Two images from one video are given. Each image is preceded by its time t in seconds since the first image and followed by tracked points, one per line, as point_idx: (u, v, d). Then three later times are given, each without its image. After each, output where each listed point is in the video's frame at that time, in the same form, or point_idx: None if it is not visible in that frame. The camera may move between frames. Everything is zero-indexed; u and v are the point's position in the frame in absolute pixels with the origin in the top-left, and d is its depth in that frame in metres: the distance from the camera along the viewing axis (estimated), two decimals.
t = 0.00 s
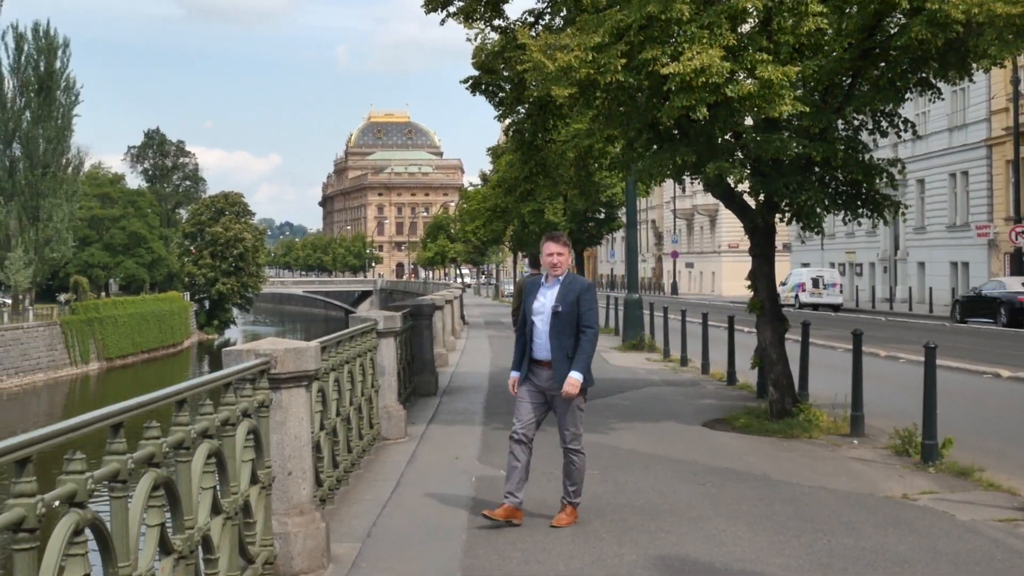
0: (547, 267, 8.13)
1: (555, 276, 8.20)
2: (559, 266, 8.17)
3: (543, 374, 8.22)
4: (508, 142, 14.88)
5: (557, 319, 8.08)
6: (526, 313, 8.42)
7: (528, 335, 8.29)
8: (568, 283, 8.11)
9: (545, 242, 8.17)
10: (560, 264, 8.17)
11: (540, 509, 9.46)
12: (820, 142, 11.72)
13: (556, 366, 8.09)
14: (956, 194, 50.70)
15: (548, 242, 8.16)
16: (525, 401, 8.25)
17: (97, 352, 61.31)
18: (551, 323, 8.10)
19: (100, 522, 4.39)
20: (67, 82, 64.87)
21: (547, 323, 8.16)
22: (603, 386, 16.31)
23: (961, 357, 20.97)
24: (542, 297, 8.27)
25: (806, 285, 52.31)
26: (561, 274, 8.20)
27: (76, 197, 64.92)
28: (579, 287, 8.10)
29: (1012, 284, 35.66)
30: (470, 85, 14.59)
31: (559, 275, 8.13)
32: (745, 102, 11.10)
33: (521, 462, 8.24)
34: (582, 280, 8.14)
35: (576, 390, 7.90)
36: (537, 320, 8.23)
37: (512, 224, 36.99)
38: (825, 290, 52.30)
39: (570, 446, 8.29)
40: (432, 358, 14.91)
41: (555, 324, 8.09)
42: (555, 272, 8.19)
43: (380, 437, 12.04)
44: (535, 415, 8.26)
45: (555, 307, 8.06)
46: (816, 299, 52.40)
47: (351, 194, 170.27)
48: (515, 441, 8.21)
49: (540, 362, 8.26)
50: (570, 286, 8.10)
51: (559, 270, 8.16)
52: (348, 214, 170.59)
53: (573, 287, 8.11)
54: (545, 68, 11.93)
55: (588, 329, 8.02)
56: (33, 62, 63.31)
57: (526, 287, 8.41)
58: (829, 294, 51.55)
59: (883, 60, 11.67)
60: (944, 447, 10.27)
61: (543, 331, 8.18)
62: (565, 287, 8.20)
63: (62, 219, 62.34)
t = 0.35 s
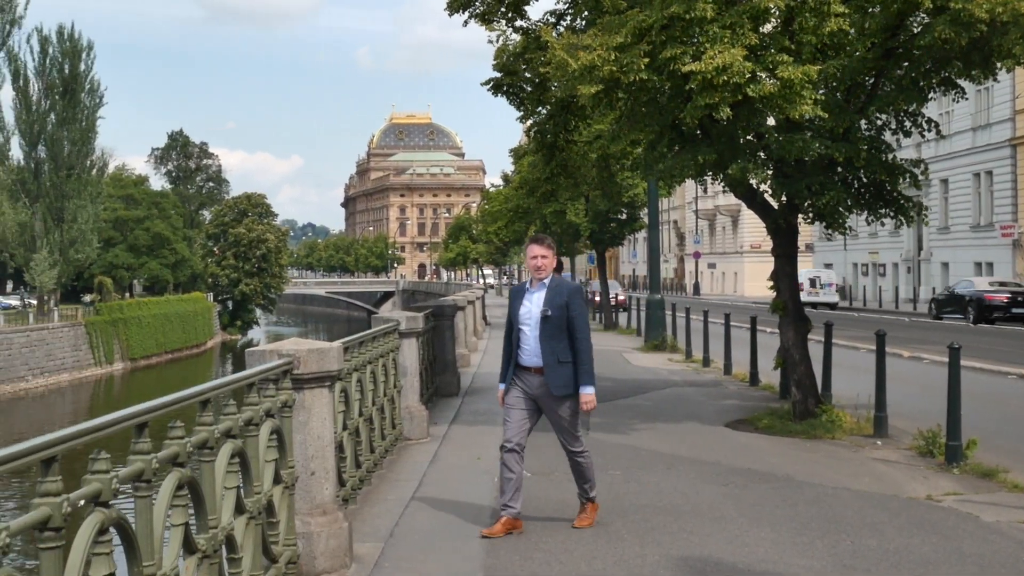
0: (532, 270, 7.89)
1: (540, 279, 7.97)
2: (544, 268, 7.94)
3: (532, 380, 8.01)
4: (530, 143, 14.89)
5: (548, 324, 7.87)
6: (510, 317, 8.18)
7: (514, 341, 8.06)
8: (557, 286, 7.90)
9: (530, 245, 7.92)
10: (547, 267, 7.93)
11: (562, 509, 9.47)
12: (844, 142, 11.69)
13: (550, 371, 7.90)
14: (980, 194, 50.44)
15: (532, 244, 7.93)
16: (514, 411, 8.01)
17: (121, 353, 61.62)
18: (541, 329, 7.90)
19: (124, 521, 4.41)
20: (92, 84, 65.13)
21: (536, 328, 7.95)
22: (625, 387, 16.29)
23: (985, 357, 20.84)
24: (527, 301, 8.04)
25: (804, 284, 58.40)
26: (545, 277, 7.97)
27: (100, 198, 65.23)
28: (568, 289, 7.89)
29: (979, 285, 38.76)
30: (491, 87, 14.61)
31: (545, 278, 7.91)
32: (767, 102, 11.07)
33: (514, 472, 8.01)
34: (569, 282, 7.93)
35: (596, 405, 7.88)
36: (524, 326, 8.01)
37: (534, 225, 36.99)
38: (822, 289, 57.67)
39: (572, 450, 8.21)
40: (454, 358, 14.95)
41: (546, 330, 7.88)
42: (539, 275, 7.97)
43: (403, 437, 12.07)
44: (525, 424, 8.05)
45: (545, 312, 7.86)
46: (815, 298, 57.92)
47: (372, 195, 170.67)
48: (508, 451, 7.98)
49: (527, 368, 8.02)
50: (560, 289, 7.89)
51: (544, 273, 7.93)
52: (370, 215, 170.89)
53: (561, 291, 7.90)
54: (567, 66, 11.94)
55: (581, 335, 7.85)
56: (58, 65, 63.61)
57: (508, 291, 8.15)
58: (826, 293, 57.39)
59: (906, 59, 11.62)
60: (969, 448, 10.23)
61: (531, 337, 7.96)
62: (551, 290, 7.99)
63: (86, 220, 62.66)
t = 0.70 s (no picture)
0: (531, 264, 7.78)
1: (539, 273, 7.84)
2: (542, 262, 7.82)
3: (533, 377, 7.82)
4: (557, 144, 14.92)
5: (551, 318, 7.73)
6: (507, 313, 8.03)
7: (514, 337, 7.89)
8: (558, 279, 7.79)
9: (528, 239, 7.81)
10: (546, 261, 7.82)
11: (590, 509, 9.47)
12: (872, 142, 11.66)
13: (554, 366, 7.73)
14: (1010, 194, 50.02)
15: (530, 238, 7.82)
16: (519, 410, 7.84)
17: (150, 354, 61.97)
18: (545, 322, 7.75)
19: (155, 520, 4.45)
20: (122, 87, 65.56)
21: (539, 322, 7.80)
22: (653, 388, 16.28)
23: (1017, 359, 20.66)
24: (526, 295, 7.89)
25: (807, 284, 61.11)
26: (544, 272, 7.86)
27: (130, 199, 65.59)
28: (569, 283, 7.78)
29: (964, 285, 42.68)
30: (518, 90, 14.61)
31: (545, 272, 7.79)
32: (794, 102, 11.05)
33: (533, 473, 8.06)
34: (568, 276, 7.83)
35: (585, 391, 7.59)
36: (525, 321, 7.85)
37: (562, 226, 36.97)
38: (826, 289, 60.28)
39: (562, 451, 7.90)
40: (481, 358, 14.99)
41: (550, 323, 7.74)
42: (538, 269, 7.85)
43: (430, 437, 12.10)
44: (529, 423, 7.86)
45: (549, 305, 7.72)
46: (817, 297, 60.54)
47: (399, 196, 170.96)
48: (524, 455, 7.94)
49: (527, 365, 7.84)
50: (561, 281, 7.77)
51: (543, 267, 7.82)
52: (397, 216, 171.22)
53: (563, 283, 7.78)
54: (594, 67, 11.96)
55: (584, 328, 7.72)
56: (88, 68, 63.98)
57: (503, 287, 8.01)
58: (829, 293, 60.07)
59: (936, 59, 11.57)
60: (999, 450, 10.17)
61: (533, 332, 7.80)
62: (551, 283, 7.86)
63: (116, 222, 63.09)
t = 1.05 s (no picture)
0: (547, 270, 7.62)
1: (554, 278, 7.69)
2: (557, 267, 7.65)
3: (546, 385, 7.68)
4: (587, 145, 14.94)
5: (566, 325, 7.60)
6: (520, 317, 7.89)
7: (528, 342, 7.75)
8: (573, 285, 7.65)
9: (543, 244, 7.63)
10: (561, 266, 7.66)
11: (622, 509, 9.47)
12: (906, 142, 11.60)
13: (568, 374, 7.60)
14: None
15: (546, 243, 7.63)
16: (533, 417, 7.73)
17: (183, 354, 62.43)
18: (560, 329, 7.61)
19: (189, 520, 4.49)
20: (155, 90, 66.03)
21: (552, 329, 7.65)
22: (685, 389, 16.25)
23: None
24: (540, 301, 7.75)
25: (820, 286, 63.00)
26: (560, 276, 7.70)
27: (162, 201, 66.15)
28: (584, 289, 7.64)
29: (959, 285, 45.27)
30: (549, 91, 14.61)
31: (560, 278, 7.64)
32: (828, 102, 11.01)
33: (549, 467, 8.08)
34: (584, 281, 7.70)
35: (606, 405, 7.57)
36: (539, 327, 7.71)
37: (593, 227, 36.92)
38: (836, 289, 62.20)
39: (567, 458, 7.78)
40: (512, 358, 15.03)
41: (565, 330, 7.60)
42: (554, 274, 7.67)
43: (461, 438, 12.14)
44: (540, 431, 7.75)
45: (564, 312, 7.58)
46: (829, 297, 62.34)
47: (431, 197, 171.18)
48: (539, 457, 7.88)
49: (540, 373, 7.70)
50: (576, 288, 7.64)
51: (558, 273, 7.66)
52: (428, 217, 171.47)
53: (578, 290, 7.64)
54: (625, 69, 11.96)
55: (600, 336, 7.61)
56: (122, 71, 64.55)
57: (516, 292, 7.85)
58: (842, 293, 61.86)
59: (970, 58, 11.49)
60: None
61: (547, 338, 7.66)
62: (566, 289, 7.70)
63: (149, 224, 63.51)
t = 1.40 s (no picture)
0: (568, 268, 7.47)
1: (575, 277, 7.55)
2: (579, 267, 7.50)
3: (561, 388, 7.50)
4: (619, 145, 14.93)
5: (584, 327, 7.43)
6: (537, 316, 7.72)
7: (544, 343, 7.58)
8: (594, 287, 7.48)
9: (566, 243, 7.50)
10: (583, 266, 7.50)
11: (654, 509, 9.47)
12: (940, 141, 11.53)
13: (583, 377, 7.42)
14: None
15: (569, 242, 7.50)
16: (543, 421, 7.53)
17: (216, 354, 62.84)
18: (577, 331, 7.44)
19: (223, 518, 4.52)
20: (188, 92, 66.39)
21: (569, 331, 7.48)
22: (717, 390, 16.20)
23: None
24: (559, 300, 7.59)
25: (838, 285, 64.19)
26: (580, 276, 7.56)
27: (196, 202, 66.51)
28: (605, 291, 7.47)
29: (959, 284, 48.04)
30: (581, 91, 14.60)
31: (581, 278, 7.49)
32: (860, 102, 10.95)
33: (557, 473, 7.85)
34: (605, 284, 7.53)
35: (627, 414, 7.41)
36: (555, 327, 7.54)
37: (625, 228, 36.85)
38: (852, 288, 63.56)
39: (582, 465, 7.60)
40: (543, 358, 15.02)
41: (581, 332, 7.43)
42: (575, 273, 7.52)
43: (493, 438, 12.16)
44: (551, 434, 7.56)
45: (581, 314, 7.42)
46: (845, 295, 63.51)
47: (462, 198, 171.38)
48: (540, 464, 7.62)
49: (554, 376, 7.52)
50: (596, 289, 7.48)
51: (579, 273, 7.51)
52: (459, 218, 171.60)
53: (597, 292, 7.48)
54: (655, 71, 11.98)
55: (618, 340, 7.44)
56: (155, 73, 65.01)
57: (537, 290, 7.72)
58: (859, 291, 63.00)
59: (1005, 56, 11.40)
60: None
61: (563, 339, 7.49)
62: (586, 290, 7.55)
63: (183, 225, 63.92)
